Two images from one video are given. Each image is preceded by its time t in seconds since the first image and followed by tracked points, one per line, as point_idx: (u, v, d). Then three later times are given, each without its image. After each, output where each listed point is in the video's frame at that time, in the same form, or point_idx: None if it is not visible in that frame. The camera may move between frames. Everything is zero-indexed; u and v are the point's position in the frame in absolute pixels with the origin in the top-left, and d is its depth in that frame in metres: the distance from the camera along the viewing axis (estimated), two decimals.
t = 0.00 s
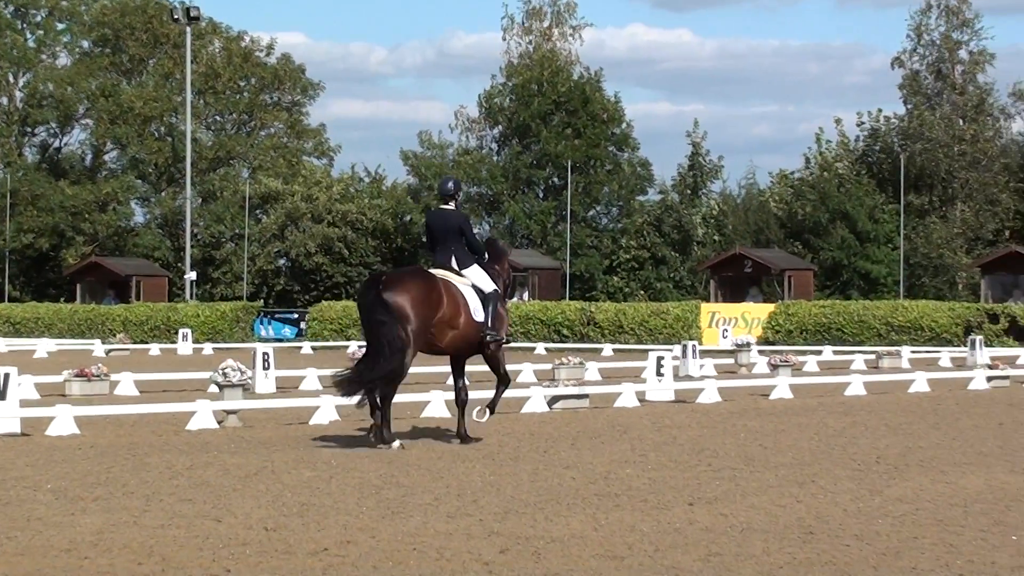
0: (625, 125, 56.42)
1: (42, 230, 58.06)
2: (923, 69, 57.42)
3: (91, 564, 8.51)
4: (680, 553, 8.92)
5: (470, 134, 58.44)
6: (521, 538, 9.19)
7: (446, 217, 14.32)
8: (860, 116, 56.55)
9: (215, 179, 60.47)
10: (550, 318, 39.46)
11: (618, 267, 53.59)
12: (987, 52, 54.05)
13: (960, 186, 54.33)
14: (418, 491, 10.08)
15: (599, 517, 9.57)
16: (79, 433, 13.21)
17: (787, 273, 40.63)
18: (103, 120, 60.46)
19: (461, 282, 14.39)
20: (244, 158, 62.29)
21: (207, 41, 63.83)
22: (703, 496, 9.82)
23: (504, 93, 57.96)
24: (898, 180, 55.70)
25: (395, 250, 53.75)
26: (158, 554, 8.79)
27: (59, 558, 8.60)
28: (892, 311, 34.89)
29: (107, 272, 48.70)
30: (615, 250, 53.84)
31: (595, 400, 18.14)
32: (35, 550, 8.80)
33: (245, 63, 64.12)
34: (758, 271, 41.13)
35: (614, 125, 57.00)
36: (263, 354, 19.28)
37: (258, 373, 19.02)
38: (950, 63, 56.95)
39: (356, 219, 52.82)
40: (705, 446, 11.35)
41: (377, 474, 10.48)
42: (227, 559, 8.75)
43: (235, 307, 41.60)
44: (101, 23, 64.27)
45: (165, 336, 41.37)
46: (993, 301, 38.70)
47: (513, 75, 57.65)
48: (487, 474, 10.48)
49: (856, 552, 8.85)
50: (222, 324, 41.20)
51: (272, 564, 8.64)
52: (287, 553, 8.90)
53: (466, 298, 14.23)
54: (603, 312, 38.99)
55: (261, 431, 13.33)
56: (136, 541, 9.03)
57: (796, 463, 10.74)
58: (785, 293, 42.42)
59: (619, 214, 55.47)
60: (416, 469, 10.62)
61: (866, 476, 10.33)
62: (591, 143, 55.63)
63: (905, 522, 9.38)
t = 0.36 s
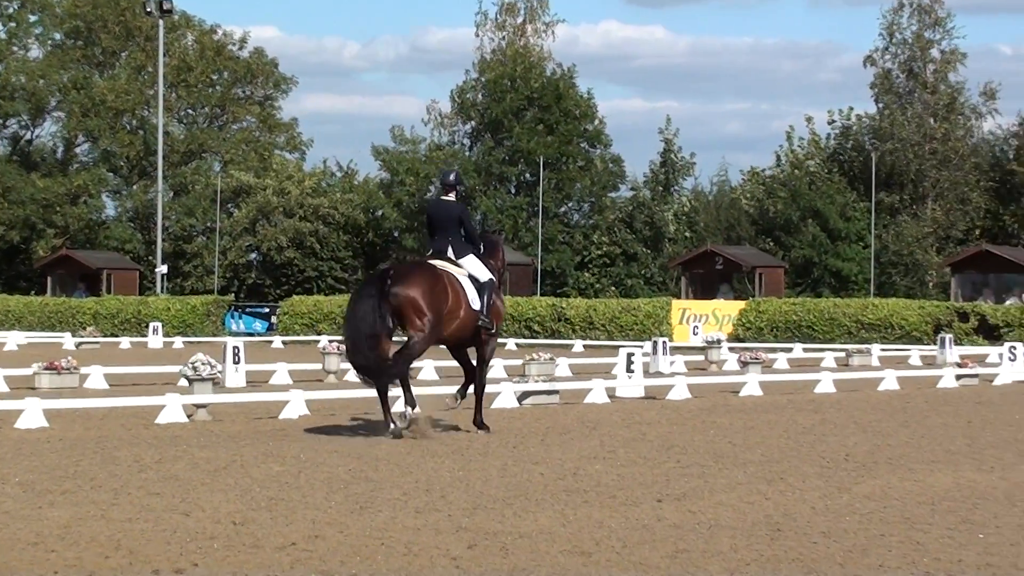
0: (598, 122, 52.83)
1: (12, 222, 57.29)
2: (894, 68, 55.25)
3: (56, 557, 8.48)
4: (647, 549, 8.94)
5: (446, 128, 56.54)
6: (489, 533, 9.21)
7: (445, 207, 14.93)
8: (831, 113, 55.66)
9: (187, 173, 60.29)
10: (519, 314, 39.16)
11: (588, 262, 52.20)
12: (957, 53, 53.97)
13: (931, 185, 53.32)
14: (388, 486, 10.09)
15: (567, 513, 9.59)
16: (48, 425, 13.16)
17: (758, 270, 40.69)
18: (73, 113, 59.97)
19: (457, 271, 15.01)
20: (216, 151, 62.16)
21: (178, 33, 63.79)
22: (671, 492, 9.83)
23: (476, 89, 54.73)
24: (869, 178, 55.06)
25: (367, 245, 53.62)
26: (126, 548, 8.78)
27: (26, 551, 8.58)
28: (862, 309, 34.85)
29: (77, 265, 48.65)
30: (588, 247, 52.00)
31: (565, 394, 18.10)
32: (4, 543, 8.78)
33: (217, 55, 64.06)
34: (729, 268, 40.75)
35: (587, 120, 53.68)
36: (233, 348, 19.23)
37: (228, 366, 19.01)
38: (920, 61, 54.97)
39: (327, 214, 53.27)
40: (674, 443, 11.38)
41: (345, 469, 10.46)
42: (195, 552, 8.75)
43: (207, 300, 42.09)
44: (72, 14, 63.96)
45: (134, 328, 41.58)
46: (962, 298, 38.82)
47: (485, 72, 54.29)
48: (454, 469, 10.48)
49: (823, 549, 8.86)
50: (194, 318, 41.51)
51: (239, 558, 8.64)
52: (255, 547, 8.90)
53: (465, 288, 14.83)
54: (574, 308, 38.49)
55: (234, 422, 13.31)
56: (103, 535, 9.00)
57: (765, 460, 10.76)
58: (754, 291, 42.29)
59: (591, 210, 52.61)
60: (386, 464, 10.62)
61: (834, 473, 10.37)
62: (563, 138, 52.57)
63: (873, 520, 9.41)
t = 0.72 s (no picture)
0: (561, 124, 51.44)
1: None
2: (855, 73, 56.58)
3: (12, 557, 8.43)
4: (605, 551, 8.93)
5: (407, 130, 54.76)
6: (446, 535, 9.20)
7: (433, 208, 15.31)
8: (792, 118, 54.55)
9: (148, 172, 60.02)
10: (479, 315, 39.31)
11: (549, 264, 50.97)
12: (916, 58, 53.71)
13: (891, 189, 53.24)
14: (346, 486, 10.07)
15: (525, 515, 9.59)
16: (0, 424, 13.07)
17: (717, 272, 40.32)
18: (34, 111, 59.65)
19: (444, 268, 15.42)
20: (178, 150, 61.95)
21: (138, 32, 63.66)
22: (629, 495, 9.84)
23: (438, 91, 52.64)
24: (831, 182, 54.68)
25: (327, 246, 53.14)
26: (82, 547, 8.73)
27: None
28: (822, 313, 34.70)
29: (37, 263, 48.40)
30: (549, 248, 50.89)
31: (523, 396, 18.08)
32: None
33: (177, 53, 63.96)
34: (688, 272, 40.25)
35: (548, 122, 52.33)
36: (194, 347, 19.16)
37: (189, 365, 18.93)
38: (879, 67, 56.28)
39: (288, 213, 52.36)
40: (632, 446, 11.38)
41: (302, 470, 10.44)
42: (152, 551, 8.70)
43: (167, 299, 41.80)
44: (34, 12, 63.43)
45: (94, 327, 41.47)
46: (922, 303, 38.50)
47: (449, 73, 52.37)
48: (412, 470, 10.48)
49: (781, 552, 8.85)
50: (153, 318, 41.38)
51: (196, 557, 8.62)
52: (213, 547, 8.86)
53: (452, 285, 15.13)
54: (534, 309, 38.47)
55: (194, 421, 13.26)
56: (59, 534, 8.95)
57: (722, 463, 10.78)
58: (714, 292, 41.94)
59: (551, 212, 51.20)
60: (343, 465, 10.60)
61: (792, 477, 10.38)
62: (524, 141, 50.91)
63: (831, 523, 9.42)
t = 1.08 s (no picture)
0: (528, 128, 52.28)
1: None
2: (825, 76, 53.65)
3: None
4: (576, 554, 8.92)
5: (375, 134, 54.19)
6: (417, 539, 9.19)
7: (431, 212, 15.66)
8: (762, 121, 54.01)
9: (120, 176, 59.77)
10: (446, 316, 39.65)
11: (519, 268, 50.14)
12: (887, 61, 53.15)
13: (861, 192, 51.84)
14: (317, 490, 10.07)
15: (496, 519, 9.59)
16: None
17: (689, 277, 40.34)
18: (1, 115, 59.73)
19: (444, 272, 15.76)
20: (149, 154, 62.10)
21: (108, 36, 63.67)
22: (600, 498, 9.84)
23: (407, 94, 53.51)
24: (800, 186, 53.44)
25: (298, 250, 53.00)
26: (52, 551, 8.70)
27: None
28: (793, 316, 34.53)
29: (8, 267, 48.30)
30: (518, 252, 50.34)
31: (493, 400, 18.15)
32: None
33: (148, 58, 64.09)
34: (660, 275, 40.28)
35: (519, 126, 53.28)
36: (166, 351, 19.06)
37: (160, 370, 18.84)
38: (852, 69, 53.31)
39: (258, 217, 51.79)
40: (603, 449, 11.41)
41: (273, 474, 10.44)
42: (122, 556, 8.68)
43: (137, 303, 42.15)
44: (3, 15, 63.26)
45: (64, 331, 41.38)
46: (892, 306, 38.44)
47: (417, 75, 53.31)
48: (383, 474, 10.49)
49: (752, 555, 8.85)
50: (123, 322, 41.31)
51: (167, 561, 8.59)
52: (184, 551, 8.84)
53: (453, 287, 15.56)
54: (505, 313, 38.91)
55: (165, 425, 13.26)
56: (29, 538, 8.93)
57: (694, 466, 10.80)
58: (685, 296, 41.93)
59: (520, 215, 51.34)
60: (315, 469, 10.61)
61: (763, 480, 10.40)
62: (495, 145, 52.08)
63: (802, 526, 9.43)
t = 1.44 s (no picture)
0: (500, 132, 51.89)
1: None
2: (795, 81, 53.09)
3: None
4: (545, 558, 8.90)
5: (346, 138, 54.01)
6: (386, 543, 9.17)
7: (426, 225, 15.87)
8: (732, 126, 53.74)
9: (89, 180, 59.37)
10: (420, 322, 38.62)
11: (489, 273, 49.07)
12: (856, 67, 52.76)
13: (830, 197, 51.41)
14: (287, 495, 10.07)
15: (465, 523, 9.58)
16: None
17: (659, 280, 40.01)
18: None
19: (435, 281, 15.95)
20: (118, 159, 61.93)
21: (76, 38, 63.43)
22: (569, 501, 9.83)
23: (377, 99, 53.02)
24: (769, 191, 53.34)
25: (268, 253, 52.76)
26: (21, 556, 8.66)
27: None
28: (761, 321, 34.62)
29: None
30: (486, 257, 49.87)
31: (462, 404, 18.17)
32: None
33: (117, 63, 64.05)
34: (630, 280, 39.83)
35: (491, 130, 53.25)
36: (135, 355, 18.98)
37: (129, 374, 18.79)
38: (821, 74, 52.77)
39: (227, 222, 51.95)
40: (572, 454, 11.43)
41: (243, 479, 10.42)
42: (89, 560, 8.65)
43: (107, 307, 41.62)
44: None
45: (33, 335, 41.17)
46: (861, 312, 38.11)
47: (387, 81, 53.13)
48: (353, 478, 10.49)
49: (722, 559, 8.82)
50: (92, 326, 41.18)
51: (135, 566, 8.55)
52: (152, 556, 8.80)
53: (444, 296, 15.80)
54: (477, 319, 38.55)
55: (135, 430, 13.24)
56: None
57: (663, 471, 10.81)
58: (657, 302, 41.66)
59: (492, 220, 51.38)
60: (284, 473, 10.61)
61: (733, 485, 10.41)
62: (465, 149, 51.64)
63: (771, 531, 9.42)
